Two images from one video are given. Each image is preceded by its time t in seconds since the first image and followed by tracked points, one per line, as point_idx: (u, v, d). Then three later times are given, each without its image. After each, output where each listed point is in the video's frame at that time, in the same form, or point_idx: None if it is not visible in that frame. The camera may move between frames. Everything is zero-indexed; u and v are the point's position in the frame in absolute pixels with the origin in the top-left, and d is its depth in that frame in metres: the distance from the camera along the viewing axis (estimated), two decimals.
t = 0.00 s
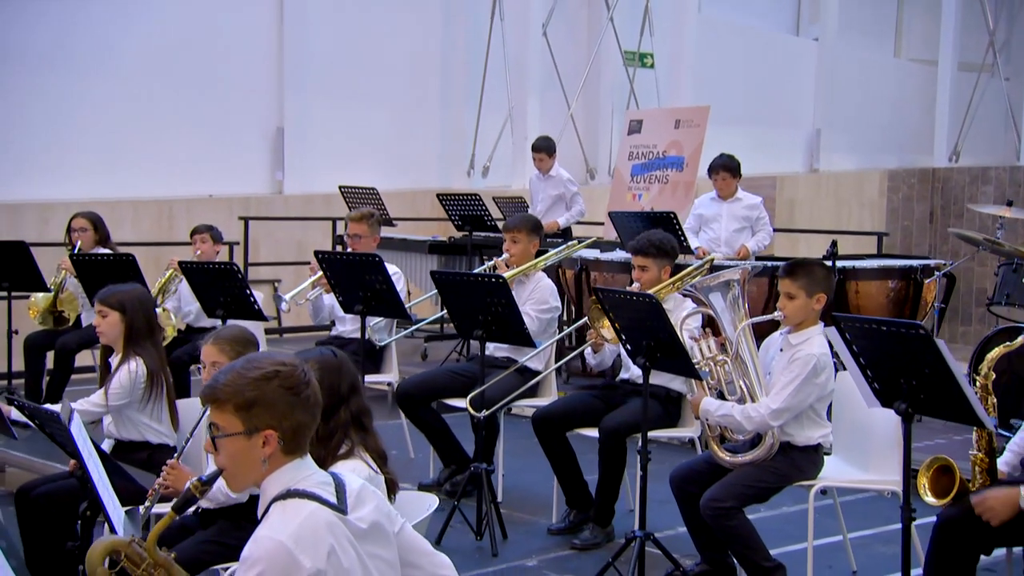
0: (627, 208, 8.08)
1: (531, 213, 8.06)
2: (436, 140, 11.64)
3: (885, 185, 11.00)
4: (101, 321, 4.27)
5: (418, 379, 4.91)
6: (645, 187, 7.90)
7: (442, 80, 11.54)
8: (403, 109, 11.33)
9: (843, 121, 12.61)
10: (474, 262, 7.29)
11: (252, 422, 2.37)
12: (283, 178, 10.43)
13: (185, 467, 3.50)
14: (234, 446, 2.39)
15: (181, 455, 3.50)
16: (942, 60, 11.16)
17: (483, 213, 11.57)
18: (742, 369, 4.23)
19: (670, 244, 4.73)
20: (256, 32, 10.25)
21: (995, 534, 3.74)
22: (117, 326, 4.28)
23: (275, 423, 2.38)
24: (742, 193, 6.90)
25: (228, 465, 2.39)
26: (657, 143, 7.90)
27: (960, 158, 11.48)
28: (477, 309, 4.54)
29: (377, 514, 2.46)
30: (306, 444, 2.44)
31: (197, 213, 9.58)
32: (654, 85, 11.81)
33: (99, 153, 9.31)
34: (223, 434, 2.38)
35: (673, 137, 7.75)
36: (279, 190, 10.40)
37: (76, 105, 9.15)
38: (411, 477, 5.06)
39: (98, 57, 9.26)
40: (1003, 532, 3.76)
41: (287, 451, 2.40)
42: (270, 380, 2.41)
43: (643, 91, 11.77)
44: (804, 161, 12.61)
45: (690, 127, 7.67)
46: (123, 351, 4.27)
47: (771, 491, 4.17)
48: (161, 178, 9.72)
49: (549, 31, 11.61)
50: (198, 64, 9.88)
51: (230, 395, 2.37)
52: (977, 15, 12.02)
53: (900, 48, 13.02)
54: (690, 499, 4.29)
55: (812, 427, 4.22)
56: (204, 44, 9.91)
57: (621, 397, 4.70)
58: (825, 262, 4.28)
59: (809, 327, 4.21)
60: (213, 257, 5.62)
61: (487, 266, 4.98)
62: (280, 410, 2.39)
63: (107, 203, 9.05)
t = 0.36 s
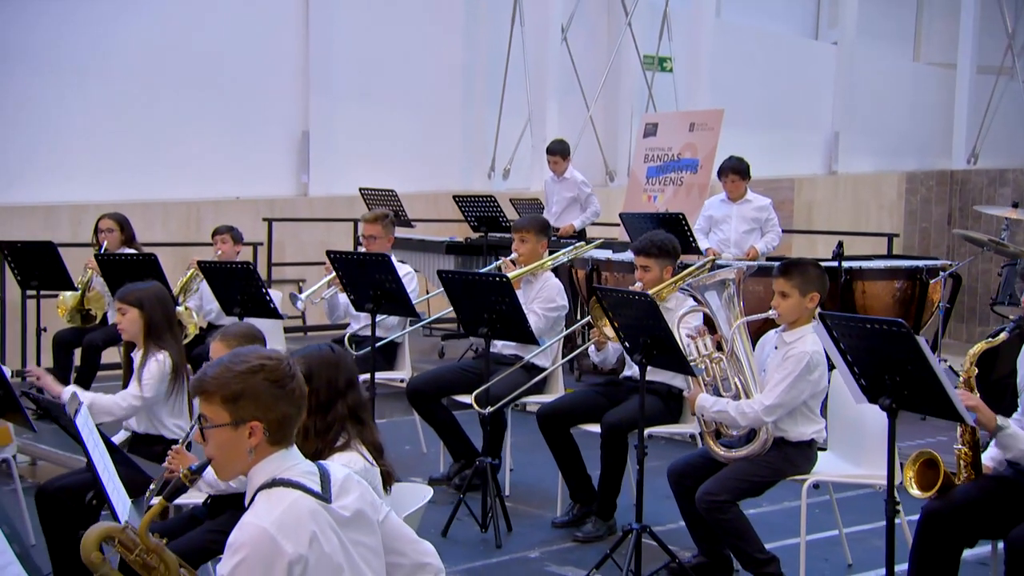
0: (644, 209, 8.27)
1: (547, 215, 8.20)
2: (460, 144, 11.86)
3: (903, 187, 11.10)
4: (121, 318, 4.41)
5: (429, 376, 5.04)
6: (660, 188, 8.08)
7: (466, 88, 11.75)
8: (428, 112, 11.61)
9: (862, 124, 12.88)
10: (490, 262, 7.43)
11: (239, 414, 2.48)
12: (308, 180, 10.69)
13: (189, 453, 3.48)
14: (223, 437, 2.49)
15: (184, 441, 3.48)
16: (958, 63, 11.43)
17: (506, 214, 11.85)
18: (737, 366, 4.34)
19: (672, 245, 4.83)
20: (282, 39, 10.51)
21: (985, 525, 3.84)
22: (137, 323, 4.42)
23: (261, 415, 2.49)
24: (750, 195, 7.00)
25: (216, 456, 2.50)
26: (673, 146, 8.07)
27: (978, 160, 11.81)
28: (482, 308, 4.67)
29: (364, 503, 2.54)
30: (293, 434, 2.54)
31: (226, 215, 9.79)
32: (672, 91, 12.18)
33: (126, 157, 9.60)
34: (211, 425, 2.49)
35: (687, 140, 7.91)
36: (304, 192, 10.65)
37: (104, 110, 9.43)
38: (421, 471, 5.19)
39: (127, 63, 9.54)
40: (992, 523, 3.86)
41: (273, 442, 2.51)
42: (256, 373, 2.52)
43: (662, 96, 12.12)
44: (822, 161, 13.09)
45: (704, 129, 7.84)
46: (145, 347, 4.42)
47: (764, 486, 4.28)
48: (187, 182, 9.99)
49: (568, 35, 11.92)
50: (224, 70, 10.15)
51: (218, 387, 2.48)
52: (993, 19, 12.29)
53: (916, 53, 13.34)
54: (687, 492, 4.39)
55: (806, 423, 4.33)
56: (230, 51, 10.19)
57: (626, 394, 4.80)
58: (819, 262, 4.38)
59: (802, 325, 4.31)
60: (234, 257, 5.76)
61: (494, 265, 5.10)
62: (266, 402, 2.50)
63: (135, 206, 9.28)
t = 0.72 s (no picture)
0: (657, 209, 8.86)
1: (560, 217, 8.33)
2: (479, 145, 12.07)
3: (919, 190, 11.75)
4: (147, 315, 4.59)
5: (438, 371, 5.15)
6: (674, 189, 8.67)
7: (486, 89, 12.01)
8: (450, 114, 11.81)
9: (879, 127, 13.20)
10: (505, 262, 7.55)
11: (229, 405, 2.63)
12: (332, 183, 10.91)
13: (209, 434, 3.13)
14: (213, 427, 2.65)
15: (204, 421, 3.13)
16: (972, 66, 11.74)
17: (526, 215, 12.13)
18: (731, 362, 4.44)
19: (674, 244, 4.94)
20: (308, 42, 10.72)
21: (964, 519, 3.96)
22: (163, 318, 4.61)
23: (249, 406, 2.65)
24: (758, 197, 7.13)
25: (207, 446, 2.65)
26: (685, 149, 8.65)
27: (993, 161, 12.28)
28: (487, 306, 4.79)
29: (349, 492, 2.73)
30: (280, 425, 2.70)
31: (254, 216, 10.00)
32: (688, 94, 12.50)
33: (155, 157, 9.80)
34: (202, 416, 2.64)
35: (700, 142, 8.50)
36: (328, 194, 10.88)
37: (115, 110, 9.56)
38: (431, 466, 5.32)
39: (154, 65, 9.74)
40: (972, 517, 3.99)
41: (261, 433, 2.66)
42: (244, 367, 2.67)
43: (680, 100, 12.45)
44: (840, 163, 13.56)
45: (716, 132, 8.42)
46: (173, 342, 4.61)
47: (758, 480, 4.39)
48: (217, 182, 10.19)
49: (586, 38, 12.12)
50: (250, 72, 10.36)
51: (209, 380, 2.64)
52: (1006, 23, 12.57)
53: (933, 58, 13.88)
54: (684, 486, 4.50)
55: (799, 419, 4.44)
56: (256, 54, 10.40)
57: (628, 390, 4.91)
58: (812, 261, 4.49)
59: (795, 323, 4.42)
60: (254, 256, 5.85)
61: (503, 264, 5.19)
62: (254, 394, 2.65)
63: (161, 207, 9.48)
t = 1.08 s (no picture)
0: (672, 211, 9.22)
1: (574, 219, 8.46)
2: (501, 149, 12.37)
3: (936, 191, 12.44)
4: (168, 310, 4.74)
5: (449, 369, 5.28)
6: (688, 192, 9.02)
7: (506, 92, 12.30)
8: (469, 117, 12.08)
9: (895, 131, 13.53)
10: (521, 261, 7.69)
11: (223, 397, 2.78)
12: (355, 184, 11.23)
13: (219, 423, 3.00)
14: (207, 417, 2.79)
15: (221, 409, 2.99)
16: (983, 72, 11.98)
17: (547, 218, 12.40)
18: (727, 359, 4.56)
19: (677, 244, 5.04)
20: (326, 46, 11.01)
21: (950, 511, 4.07)
22: (183, 314, 4.75)
23: (241, 397, 2.79)
24: (767, 198, 7.24)
25: (203, 436, 2.80)
26: (699, 150, 8.99)
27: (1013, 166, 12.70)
28: (493, 304, 4.91)
29: (338, 480, 2.86)
30: (271, 415, 2.85)
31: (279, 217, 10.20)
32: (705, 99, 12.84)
33: (175, 160, 10.10)
34: (197, 406, 2.79)
35: (715, 145, 8.79)
36: (351, 194, 11.19)
37: (116, 112, 9.74)
38: (442, 460, 5.45)
39: (174, 69, 10.04)
40: (958, 510, 4.09)
41: (253, 423, 2.81)
42: (237, 360, 2.83)
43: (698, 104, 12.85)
44: (856, 166, 14.00)
45: (730, 134, 8.72)
46: (191, 338, 4.76)
47: (753, 473, 4.51)
48: (235, 184, 10.49)
49: (604, 43, 12.36)
50: (266, 74, 10.64)
51: (204, 372, 2.78)
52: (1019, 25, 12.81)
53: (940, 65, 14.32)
54: (681, 480, 4.62)
55: (793, 414, 4.55)
56: (274, 59, 10.69)
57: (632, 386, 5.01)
58: (807, 260, 4.60)
59: (790, 321, 4.53)
60: (274, 256, 5.97)
61: (511, 263, 5.28)
62: (247, 386, 2.81)
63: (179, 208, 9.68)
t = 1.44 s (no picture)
0: (686, 211, 9.65)
1: (587, 219, 8.59)
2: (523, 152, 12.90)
3: (953, 192, 14.01)
4: (179, 308, 4.90)
5: (460, 365, 5.38)
6: (701, 193, 9.47)
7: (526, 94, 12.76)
8: (493, 118, 12.58)
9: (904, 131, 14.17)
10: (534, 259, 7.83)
11: (217, 389, 2.91)
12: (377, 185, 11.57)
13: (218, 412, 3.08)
14: (203, 408, 2.93)
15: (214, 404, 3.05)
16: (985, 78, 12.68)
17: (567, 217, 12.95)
18: (724, 356, 4.66)
19: (679, 244, 5.15)
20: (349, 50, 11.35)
21: (935, 503, 4.21)
22: (194, 311, 4.91)
23: (235, 389, 2.93)
24: (776, 199, 7.38)
25: (198, 425, 2.94)
26: (712, 152, 9.42)
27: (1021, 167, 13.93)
28: (498, 302, 5.03)
29: (330, 469, 3.01)
30: (265, 405, 2.99)
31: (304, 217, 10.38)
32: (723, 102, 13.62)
33: (203, 162, 10.35)
34: (193, 398, 2.92)
35: (727, 146, 9.24)
36: (372, 196, 11.54)
37: (124, 115, 9.83)
38: (452, 454, 5.57)
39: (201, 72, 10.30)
40: (943, 503, 4.23)
41: (247, 413, 2.95)
42: (232, 353, 2.95)
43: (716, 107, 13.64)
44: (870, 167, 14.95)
45: (743, 137, 9.17)
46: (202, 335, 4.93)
47: (748, 467, 4.61)
48: (262, 185, 10.77)
49: (622, 47, 13.08)
50: (265, 74, 10.76)
51: (199, 365, 2.92)
52: None
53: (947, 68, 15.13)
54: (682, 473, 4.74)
55: (788, 409, 4.66)
56: (288, 61, 10.92)
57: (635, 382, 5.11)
58: (803, 260, 4.71)
59: (785, 319, 4.63)
60: (291, 255, 6.09)
61: (519, 263, 5.38)
62: (241, 378, 2.94)
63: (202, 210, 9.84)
